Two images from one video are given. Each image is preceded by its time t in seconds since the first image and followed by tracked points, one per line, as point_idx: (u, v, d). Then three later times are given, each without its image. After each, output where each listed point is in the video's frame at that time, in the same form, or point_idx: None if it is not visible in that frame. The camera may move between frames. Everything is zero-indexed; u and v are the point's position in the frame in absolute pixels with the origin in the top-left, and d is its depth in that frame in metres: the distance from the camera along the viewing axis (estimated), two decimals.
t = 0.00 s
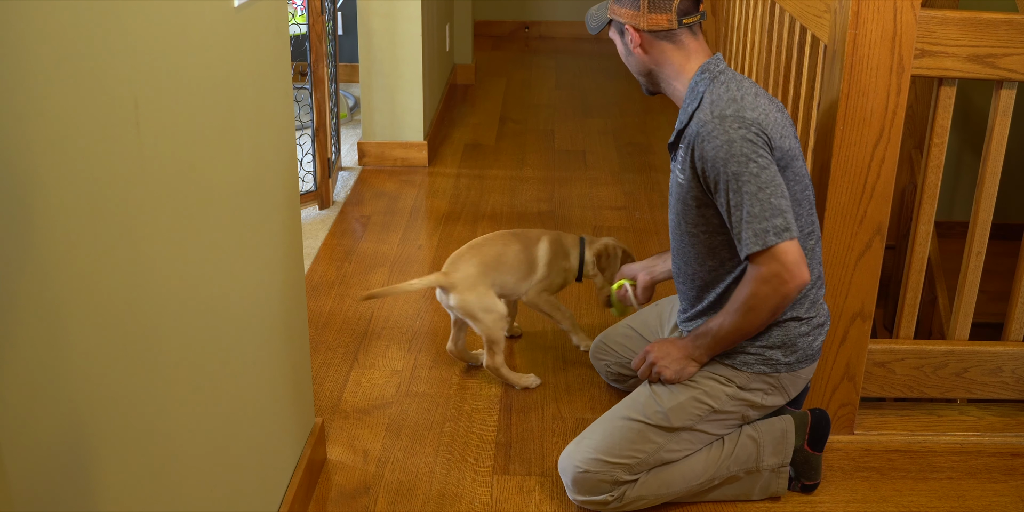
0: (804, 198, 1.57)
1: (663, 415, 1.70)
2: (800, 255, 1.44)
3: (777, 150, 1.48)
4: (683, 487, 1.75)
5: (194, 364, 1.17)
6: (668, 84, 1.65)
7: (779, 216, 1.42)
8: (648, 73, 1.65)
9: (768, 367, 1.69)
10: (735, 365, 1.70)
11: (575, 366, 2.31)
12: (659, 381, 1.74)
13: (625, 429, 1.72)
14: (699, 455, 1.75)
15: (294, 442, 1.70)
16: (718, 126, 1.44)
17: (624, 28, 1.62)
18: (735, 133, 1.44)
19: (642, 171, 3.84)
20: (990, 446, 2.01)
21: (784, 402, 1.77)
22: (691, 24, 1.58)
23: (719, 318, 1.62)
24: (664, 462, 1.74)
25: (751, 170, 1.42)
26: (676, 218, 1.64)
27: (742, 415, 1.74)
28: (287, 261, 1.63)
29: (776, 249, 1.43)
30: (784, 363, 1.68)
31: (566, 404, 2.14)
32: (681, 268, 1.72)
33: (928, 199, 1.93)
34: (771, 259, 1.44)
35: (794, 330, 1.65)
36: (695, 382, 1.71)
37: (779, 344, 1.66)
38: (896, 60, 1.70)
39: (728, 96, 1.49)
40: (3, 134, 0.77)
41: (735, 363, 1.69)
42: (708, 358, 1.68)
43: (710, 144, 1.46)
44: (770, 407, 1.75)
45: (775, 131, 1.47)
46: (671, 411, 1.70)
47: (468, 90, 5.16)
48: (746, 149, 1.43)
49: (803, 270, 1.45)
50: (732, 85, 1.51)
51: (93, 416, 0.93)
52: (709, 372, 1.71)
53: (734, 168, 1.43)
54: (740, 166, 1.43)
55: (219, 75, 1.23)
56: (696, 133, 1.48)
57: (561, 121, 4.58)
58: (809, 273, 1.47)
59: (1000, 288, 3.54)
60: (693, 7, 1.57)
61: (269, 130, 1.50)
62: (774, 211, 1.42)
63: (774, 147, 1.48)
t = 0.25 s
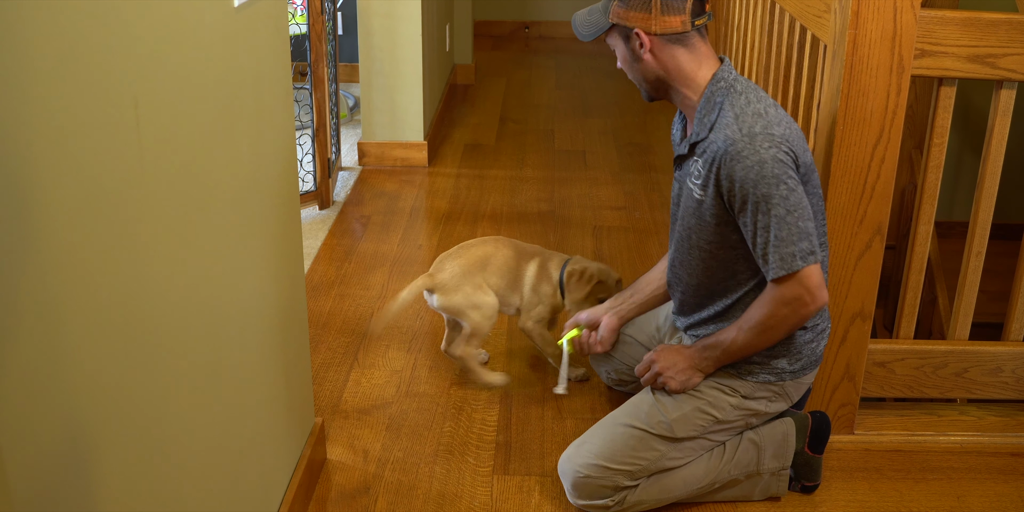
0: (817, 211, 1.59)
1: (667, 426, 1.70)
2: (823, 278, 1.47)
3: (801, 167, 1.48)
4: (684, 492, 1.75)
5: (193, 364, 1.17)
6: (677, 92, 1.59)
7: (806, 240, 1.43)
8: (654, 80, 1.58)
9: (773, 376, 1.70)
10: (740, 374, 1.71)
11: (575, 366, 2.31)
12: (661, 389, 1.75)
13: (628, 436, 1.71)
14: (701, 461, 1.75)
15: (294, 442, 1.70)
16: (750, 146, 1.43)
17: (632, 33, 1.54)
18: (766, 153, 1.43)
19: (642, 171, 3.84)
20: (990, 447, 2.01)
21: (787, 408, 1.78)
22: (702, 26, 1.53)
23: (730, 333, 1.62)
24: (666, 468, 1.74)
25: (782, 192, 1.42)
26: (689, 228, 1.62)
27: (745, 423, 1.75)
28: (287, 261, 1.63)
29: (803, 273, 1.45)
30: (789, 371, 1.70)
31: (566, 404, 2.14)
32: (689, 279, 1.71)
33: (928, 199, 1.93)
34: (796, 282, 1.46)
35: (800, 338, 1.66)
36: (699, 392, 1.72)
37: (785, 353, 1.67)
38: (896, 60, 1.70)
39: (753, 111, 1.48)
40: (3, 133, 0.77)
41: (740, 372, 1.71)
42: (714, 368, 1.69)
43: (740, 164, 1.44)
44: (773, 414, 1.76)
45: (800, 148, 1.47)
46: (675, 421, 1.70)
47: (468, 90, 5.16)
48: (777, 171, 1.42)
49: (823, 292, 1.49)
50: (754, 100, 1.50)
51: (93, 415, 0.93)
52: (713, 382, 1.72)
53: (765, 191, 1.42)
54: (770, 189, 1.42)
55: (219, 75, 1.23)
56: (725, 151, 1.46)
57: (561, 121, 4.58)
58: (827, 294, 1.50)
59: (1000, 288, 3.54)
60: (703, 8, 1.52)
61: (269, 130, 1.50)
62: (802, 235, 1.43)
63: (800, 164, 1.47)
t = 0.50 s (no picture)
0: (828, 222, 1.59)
1: (669, 436, 1.70)
2: (841, 298, 1.48)
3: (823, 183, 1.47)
4: (684, 498, 1.75)
5: (193, 364, 1.17)
6: (687, 108, 1.53)
7: (830, 262, 1.44)
8: (663, 97, 1.52)
9: (777, 385, 1.71)
10: (744, 384, 1.71)
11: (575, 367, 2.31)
12: (664, 400, 1.73)
13: (628, 444, 1.71)
14: (700, 468, 1.75)
15: (294, 441, 1.70)
16: (778, 168, 1.41)
17: (643, 48, 1.47)
18: (796, 175, 1.41)
19: (641, 171, 3.84)
20: (990, 447, 2.01)
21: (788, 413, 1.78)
22: (709, 36, 1.51)
23: (741, 346, 1.62)
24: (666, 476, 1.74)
25: (810, 215, 1.41)
26: (704, 243, 1.60)
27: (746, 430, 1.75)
28: (287, 261, 1.63)
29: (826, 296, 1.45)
30: (792, 379, 1.70)
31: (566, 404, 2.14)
32: (699, 292, 1.69)
33: (928, 199, 1.93)
34: (818, 303, 1.47)
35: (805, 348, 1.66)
36: (703, 403, 1.71)
37: (789, 362, 1.67)
38: (896, 60, 1.70)
39: (777, 129, 1.45)
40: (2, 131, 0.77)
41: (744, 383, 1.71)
42: (720, 379, 1.69)
43: (770, 187, 1.42)
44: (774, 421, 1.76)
45: (822, 164, 1.46)
46: (677, 432, 1.70)
47: (468, 90, 5.16)
48: (806, 193, 1.40)
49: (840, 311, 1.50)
50: (774, 115, 1.48)
51: (93, 415, 0.93)
52: (717, 392, 1.72)
53: (794, 214, 1.41)
54: (800, 212, 1.41)
55: (219, 75, 1.23)
56: (753, 173, 1.43)
57: (561, 121, 4.58)
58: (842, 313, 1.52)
59: (1000, 288, 3.54)
60: (709, 17, 1.50)
61: (269, 130, 1.50)
62: (827, 257, 1.43)
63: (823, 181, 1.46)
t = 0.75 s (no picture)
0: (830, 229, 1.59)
1: (669, 438, 1.69)
2: (847, 311, 1.49)
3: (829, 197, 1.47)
4: (684, 499, 1.75)
5: (194, 363, 1.17)
6: (693, 121, 1.52)
7: (837, 278, 1.44)
8: (673, 111, 1.51)
9: (777, 388, 1.70)
10: (745, 388, 1.70)
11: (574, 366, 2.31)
12: (664, 400, 1.72)
13: (629, 446, 1.70)
14: (701, 469, 1.75)
15: (293, 442, 1.70)
16: (788, 188, 1.40)
17: (654, 61, 1.45)
18: (805, 195, 1.40)
19: (641, 171, 3.84)
20: (990, 447, 2.01)
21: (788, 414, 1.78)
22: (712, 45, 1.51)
23: (744, 354, 1.61)
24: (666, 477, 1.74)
25: (818, 235, 1.41)
26: (709, 256, 1.60)
27: (747, 431, 1.74)
28: (287, 260, 1.63)
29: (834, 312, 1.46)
30: (793, 382, 1.69)
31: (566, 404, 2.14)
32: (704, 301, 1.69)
33: (928, 199, 1.93)
34: (825, 319, 1.48)
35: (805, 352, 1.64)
36: (704, 406, 1.70)
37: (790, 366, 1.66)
38: (896, 60, 1.70)
39: (785, 146, 1.44)
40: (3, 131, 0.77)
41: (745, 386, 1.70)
42: (722, 385, 1.67)
43: (778, 207, 1.41)
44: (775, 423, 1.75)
45: (829, 179, 1.45)
46: (678, 435, 1.69)
47: (468, 90, 5.16)
48: (815, 213, 1.40)
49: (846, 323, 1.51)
50: (781, 131, 1.47)
51: (93, 415, 0.93)
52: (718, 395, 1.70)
53: (802, 233, 1.41)
54: (808, 232, 1.40)
55: (220, 75, 1.23)
56: (762, 192, 1.42)
57: (561, 121, 4.58)
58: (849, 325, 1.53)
59: (1000, 288, 3.54)
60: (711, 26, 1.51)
61: (269, 130, 1.50)
62: (834, 275, 1.44)
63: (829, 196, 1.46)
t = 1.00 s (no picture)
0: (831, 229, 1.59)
1: (670, 436, 1.69)
2: (847, 313, 1.50)
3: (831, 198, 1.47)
4: (684, 498, 1.75)
5: (194, 363, 1.17)
6: (698, 125, 1.53)
7: (838, 279, 1.45)
8: (680, 116, 1.51)
9: (777, 388, 1.69)
10: (745, 387, 1.69)
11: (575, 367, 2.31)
12: (665, 399, 1.72)
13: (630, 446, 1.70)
14: (701, 468, 1.75)
15: (293, 442, 1.70)
16: (789, 190, 1.40)
17: (661, 68, 1.45)
18: (805, 196, 1.40)
19: (641, 171, 3.84)
20: (990, 447, 2.01)
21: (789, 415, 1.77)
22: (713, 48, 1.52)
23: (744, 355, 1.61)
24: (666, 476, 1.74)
25: (819, 236, 1.41)
26: (711, 258, 1.60)
27: (747, 431, 1.74)
28: (287, 260, 1.63)
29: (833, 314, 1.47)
30: (793, 383, 1.68)
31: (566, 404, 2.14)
32: (705, 301, 1.69)
33: (927, 199, 1.93)
34: (826, 320, 1.48)
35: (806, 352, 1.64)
36: (704, 404, 1.70)
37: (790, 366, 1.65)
38: (896, 60, 1.70)
39: (786, 148, 1.44)
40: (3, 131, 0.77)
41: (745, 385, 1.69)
42: (723, 384, 1.67)
43: (779, 208, 1.41)
44: (775, 423, 1.75)
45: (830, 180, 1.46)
46: (679, 433, 1.69)
47: (468, 90, 5.16)
48: (816, 215, 1.40)
49: (846, 324, 1.51)
50: (782, 132, 1.47)
51: (93, 414, 0.93)
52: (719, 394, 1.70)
53: (803, 235, 1.41)
54: (809, 233, 1.40)
55: (220, 75, 1.24)
56: (762, 194, 1.42)
57: (561, 121, 4.58)
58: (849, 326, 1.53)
59: (1000, 288, 3.54)
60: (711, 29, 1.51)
61: (269, 130, 1.50)
62: (835, 276, 1.44)
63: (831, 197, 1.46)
